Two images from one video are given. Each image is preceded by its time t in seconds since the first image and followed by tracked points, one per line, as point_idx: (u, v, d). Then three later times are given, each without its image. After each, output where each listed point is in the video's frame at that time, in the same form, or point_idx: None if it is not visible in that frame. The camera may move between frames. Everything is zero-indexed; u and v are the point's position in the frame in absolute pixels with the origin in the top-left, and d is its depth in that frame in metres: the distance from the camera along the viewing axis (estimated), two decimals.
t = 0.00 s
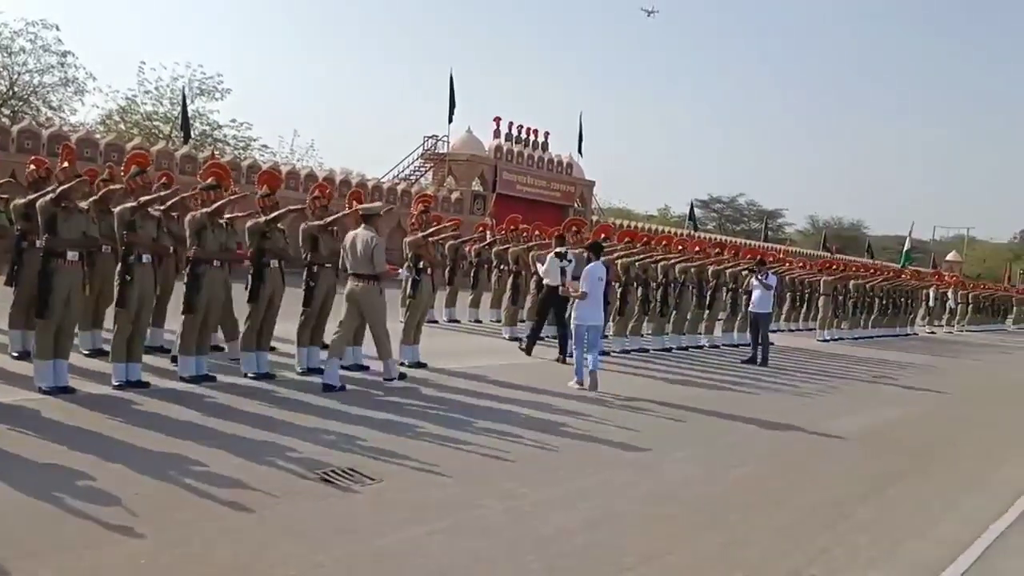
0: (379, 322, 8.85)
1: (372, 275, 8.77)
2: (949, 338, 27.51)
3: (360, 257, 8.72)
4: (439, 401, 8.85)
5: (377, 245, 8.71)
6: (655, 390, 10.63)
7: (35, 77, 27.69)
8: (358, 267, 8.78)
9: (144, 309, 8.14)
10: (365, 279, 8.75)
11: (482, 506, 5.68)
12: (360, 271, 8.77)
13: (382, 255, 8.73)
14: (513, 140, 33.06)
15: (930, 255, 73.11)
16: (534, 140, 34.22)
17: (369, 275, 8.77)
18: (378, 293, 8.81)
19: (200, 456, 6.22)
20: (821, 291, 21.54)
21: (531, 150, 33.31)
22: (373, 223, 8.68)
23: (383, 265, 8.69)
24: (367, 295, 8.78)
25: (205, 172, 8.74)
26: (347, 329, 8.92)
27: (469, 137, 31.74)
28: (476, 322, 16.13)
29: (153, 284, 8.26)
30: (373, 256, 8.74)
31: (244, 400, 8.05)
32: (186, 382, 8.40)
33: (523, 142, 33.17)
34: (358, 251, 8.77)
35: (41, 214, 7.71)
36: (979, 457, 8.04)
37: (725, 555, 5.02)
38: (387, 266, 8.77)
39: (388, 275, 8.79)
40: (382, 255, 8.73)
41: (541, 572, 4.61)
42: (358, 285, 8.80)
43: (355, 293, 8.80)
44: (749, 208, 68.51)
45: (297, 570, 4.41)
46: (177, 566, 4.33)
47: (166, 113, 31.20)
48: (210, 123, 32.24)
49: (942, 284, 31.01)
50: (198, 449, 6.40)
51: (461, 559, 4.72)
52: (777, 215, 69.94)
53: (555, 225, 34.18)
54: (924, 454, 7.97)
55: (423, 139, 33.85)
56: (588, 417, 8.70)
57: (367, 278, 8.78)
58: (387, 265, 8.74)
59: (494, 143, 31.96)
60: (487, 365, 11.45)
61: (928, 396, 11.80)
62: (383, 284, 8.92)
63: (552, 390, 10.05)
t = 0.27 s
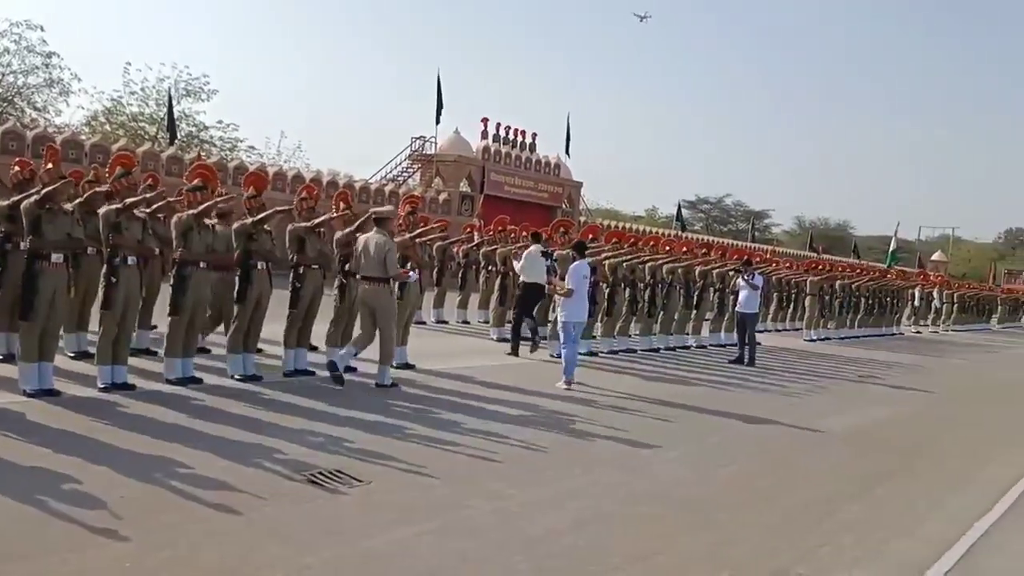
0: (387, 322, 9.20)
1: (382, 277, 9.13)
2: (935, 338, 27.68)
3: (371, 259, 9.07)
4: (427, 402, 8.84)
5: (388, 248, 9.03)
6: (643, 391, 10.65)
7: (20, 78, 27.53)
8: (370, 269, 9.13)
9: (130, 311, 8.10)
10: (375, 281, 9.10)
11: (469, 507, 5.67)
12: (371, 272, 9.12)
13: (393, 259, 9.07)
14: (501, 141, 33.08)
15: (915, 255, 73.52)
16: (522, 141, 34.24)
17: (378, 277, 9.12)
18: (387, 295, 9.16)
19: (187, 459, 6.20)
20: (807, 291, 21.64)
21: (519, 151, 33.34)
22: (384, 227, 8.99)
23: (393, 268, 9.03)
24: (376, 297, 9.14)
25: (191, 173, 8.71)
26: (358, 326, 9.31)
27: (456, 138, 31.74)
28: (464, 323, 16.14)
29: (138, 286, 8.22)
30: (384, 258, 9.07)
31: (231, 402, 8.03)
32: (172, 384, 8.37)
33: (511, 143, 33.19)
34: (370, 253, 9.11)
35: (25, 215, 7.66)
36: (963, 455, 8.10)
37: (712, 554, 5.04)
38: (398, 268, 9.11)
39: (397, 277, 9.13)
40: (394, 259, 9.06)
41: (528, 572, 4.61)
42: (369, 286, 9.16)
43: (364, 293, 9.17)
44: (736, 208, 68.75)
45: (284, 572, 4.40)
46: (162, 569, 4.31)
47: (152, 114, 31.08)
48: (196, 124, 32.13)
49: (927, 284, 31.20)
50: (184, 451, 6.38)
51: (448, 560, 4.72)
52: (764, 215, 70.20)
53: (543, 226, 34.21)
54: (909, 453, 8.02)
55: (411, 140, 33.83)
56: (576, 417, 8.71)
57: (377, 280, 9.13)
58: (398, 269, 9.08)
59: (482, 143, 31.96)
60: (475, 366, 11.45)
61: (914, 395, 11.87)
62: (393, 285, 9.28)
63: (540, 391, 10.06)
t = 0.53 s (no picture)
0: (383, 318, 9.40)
1: (382, 275, 9.32)
2: (916, 338, 27.87)
3: (372, 256, 9.25)
4: (411, 403, 8.82)
5: (389, 247, 9.21)
6: (628, 391, 10.66)
7: None
8: (370, 266, 9.30)
9: (111, 313, 8.05)
10: (374, 279, 9.28)
11: (453, 508, 5.66)
12: (371, 269, 9.30)
13: (394, 257, 9.26)
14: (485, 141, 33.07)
15: (897, 255, 74.04)
16: (507, 142, 34.25)
17: (378, 274, 9.30)
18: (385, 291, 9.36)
19: (169, 461, 6.16)
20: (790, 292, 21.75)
21: (504, 151, 33.34)
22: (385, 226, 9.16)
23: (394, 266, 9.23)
24: (375, 294, 9.33)
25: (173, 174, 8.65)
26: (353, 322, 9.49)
27: (441, 138, 31.71)
28: (448, 324, 16.12)
29: (119, 288, 8.16)
30: (385, 256, 9.25)
31: (214, 403, 7.98)
32: (154, 386, 8.31)
33: (495, 144, 33.20)
34: (371, 251, 9.28)
35: (4, 216, 7.59)
36: (944, 454, 8.16)
37: (695, 554, 5.05)
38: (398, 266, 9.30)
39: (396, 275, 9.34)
40: (394, 257, 9.25)
41: (511, 573, 4.61)
42: (368, 283, 9.34)
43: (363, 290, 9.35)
44: (720, 209, 69.03)
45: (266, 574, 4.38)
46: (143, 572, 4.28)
47: (134, 114, 30.89)
48: (179, 124, 31.96)
49: (909, 284, 31.42)
50: (166, 453, 6.34)
51: (432, 561, 4.71)
52: (747, 216, 70.52)
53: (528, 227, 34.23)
54: (890, 452, 8.07)
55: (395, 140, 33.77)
56: (560, 418, 8.72)
57: (376, 277, 9.32)
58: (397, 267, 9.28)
59: (466, 144, 31.95)
60: (460, 367, 11.44)
61: (895, 395, 11.94)
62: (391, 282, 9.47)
63: (524, 391, 10.06)
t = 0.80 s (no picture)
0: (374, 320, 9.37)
1: (374, 277, 9.29)
2: (894, 338, 28.05)
3: (365, 258, 9.23)
4: (391, 404, 8.79)
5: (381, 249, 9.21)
6: (609, 391, 10.68)
7: None
8: (362, 268, 9.29)
9: (88, 313, 7.98)
10: (366, 280, 9.26)
11: (434, 509, 5.65)
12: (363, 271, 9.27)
13: (386, 259, 9.26)
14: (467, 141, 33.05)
15: (876, 255, 74.60)
16: (488, 142, 34.25)
17: (370, 276, 9.28)
18: (377, 293, 9.34)
19: (148, 463, 6.12)
20: (770, 292, 21.87)
21: (486, 152, 33.33)
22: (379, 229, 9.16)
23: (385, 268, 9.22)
24: (367, 296, 9.29)
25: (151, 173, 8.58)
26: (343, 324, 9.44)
27: (422, 138, 31.66)
28: (430, 324, 16.10)
29: (97, 288, 8.09)
30: (376, 259, 9.25)
31: (193, 404, 7.93)
32: (132, 387, 8.24)
33: (477, 144, 33.19)
34: (363, 253, 9.26)
35: None
36: (922, 453, 8.22)
37: (677, 553, 5.05)
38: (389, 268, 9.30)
39: (387, 277, 9.32)
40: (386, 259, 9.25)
41: (492, 573, 4.61)
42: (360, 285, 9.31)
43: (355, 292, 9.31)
44: (701, 210, 69.32)
45: None
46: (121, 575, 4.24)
47: (112, 113, 30.66)
48: (157, 123, 31.75)
49: (887, 284, 31.65)
50: (144, 455, 6.29)
51: (412, 562, 4.70)
52: (728, 217, 70.86)
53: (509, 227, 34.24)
54: (869, 451, 8.12)
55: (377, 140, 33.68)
56: (542, 418, 8.71)
57: (368, 279, 9.30)
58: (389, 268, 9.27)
59: (448, 144, 31.91)
60: (441, 368, 11.42)
61: (875, 394, 12.02)
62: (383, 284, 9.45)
63: (506, 391, 10.05)
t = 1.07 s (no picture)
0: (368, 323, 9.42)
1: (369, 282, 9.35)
2: (874, 337, 28.22)
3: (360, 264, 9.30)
4: (373, 404, 8.76)
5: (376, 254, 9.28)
6: (591, 391, 10.70)
7: None
8: (357, 273, 9.34)
9: (67, 313, 7.90)
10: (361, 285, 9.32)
11: (416, 509, 5.64)
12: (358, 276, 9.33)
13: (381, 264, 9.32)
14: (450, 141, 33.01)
15: (856, 256, 75.13)
16: (471, 142, 34.22)
17: (365, 281, 9.34)
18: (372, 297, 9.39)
19: (127, 465, 6.06)
20: (751, 292, 21.98)
21: (469, 151, 33.30)
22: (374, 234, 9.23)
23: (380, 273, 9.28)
24: (362, 300, 9.36)
25: (130, 172, 8.51)
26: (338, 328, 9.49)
27: (405, 138, 31.60)
28: (412, 325, 16.07)
29: (75, 288, 8.03)
30: (371, 264, 9.31)
31: (173, 405, 7.87)
32: (111, 388, 8.17)
33: (460, 143, 33.16)
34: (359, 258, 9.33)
35: None
36: (902, 452, 8.27)
37: (659, 553, 5.06)
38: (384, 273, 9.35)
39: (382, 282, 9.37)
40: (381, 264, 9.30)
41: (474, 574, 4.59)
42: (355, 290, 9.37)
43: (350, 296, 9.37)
44: (683, 210, 69.57)
45: None
46: None
47: (91, 111, 30.41)
48: (137, 122, 31.52)
49: (867, 284, 31.88)
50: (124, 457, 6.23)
51: (394, 563, 4.68)
52: (709, 217, 71.15)
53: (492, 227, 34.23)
54: (850, 450, 8.17)
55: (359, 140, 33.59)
56: (524, 418, 8.71)
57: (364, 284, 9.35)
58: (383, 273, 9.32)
59: (430, 144, 31.88)
60: (423, 368, 11.40)
61: (855, 393, 12.09)
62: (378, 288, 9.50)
63: (488, 391, 10.04)
